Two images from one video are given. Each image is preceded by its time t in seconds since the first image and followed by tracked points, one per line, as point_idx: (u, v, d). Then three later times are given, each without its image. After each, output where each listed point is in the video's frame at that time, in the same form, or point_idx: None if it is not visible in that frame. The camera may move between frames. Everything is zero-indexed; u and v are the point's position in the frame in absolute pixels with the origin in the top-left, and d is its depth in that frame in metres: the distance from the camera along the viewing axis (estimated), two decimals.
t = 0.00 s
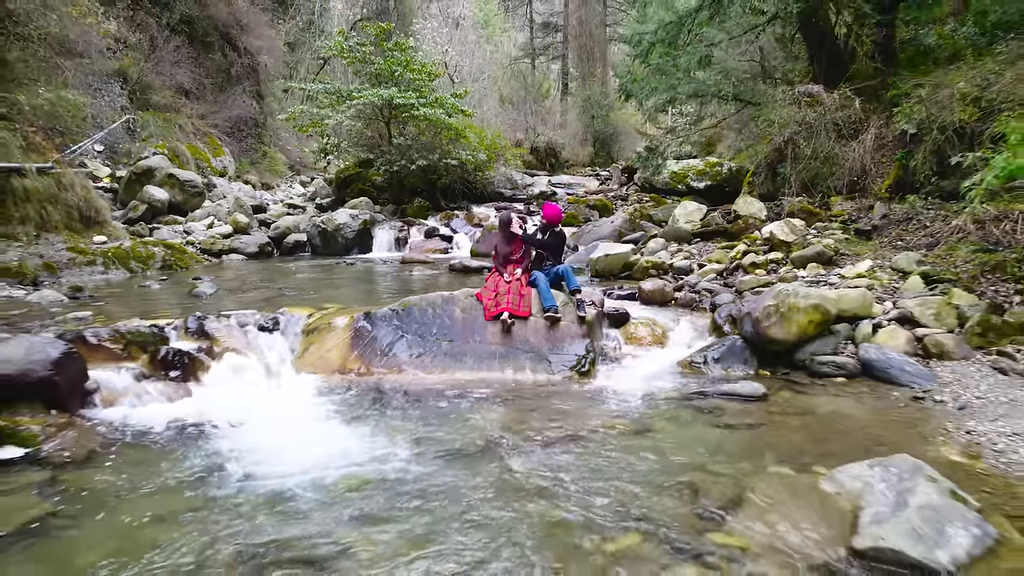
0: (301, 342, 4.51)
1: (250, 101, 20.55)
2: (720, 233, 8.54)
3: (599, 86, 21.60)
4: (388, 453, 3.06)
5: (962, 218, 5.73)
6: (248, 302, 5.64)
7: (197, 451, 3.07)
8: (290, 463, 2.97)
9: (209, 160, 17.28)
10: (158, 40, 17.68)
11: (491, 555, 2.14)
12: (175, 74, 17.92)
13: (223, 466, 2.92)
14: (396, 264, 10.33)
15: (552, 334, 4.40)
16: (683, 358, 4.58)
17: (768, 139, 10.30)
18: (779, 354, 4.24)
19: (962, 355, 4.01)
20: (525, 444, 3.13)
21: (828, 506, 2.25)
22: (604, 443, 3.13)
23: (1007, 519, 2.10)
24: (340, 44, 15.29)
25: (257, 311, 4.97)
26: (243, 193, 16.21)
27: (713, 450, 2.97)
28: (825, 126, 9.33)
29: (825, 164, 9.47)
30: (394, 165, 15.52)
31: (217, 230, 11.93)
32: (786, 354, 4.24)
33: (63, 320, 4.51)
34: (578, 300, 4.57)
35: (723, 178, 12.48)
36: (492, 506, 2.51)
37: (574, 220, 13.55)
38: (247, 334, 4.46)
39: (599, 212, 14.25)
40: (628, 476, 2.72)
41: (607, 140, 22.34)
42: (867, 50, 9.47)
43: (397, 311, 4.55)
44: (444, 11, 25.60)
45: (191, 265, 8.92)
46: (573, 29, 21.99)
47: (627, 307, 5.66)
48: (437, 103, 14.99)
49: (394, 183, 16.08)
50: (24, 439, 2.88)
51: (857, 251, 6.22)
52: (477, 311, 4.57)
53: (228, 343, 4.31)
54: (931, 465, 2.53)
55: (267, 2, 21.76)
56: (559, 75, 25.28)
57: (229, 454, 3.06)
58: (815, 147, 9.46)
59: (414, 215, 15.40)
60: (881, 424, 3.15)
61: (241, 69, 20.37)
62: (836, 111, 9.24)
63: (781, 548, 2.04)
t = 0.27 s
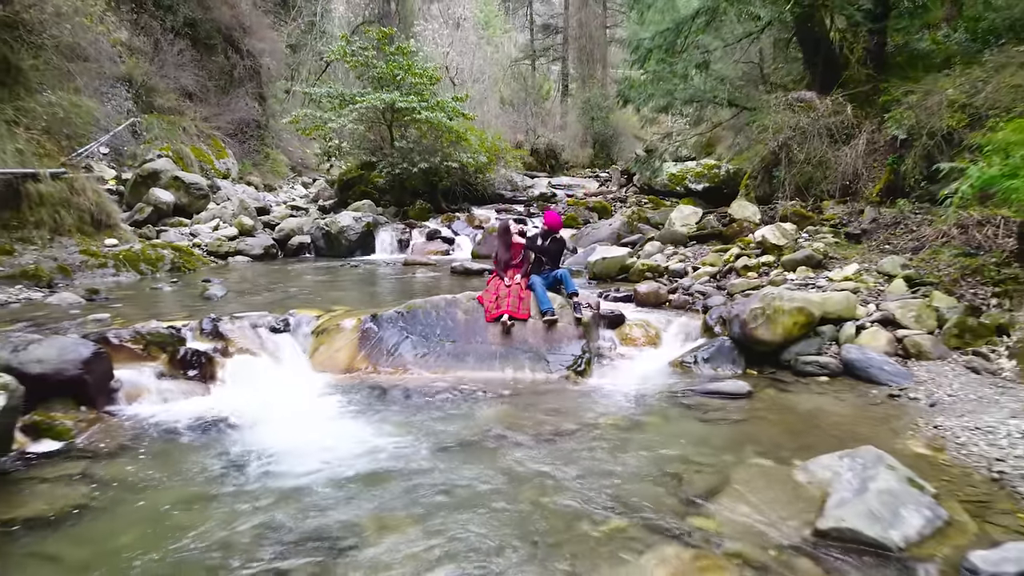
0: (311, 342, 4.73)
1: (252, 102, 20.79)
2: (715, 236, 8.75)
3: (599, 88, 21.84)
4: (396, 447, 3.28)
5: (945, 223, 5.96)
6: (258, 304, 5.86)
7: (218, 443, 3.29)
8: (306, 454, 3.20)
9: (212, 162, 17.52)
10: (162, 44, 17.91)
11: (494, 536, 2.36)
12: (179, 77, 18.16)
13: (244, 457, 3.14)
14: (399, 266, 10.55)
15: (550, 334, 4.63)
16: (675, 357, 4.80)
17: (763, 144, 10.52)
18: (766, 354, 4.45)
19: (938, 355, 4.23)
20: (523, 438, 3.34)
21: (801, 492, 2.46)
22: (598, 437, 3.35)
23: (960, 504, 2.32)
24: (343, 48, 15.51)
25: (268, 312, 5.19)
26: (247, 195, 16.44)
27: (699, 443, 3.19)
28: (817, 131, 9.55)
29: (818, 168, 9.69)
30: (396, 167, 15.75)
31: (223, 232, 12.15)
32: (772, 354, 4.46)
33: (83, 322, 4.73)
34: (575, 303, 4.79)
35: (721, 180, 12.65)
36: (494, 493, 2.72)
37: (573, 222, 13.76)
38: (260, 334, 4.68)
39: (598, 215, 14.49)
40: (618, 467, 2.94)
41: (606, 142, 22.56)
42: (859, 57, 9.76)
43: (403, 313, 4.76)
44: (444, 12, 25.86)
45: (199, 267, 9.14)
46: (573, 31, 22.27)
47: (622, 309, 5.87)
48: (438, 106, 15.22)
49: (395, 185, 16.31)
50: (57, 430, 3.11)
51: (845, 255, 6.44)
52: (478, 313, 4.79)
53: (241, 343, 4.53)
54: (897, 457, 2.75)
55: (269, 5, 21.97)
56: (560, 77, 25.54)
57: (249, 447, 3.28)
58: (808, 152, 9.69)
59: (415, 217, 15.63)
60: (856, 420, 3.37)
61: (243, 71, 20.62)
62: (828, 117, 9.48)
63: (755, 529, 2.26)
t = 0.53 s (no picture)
0: (319, 343, 4.95)
1: (254, 104, 21.05)
2: (711, 240, 8.97)
3: (598, 91, 22.10)
4: (403, 442, 3.48)
5: (930, 229, 6.09)
6: (267, 307, 6.08)
7: (236, 439, 3.51)
8: (318, 449, 3.41)
9: (216, 165, 17.76)
10: (166, 47, 18.14)
11: (495, 521, 2.56)
12: (183, 80, 18.39)
13: (261, 452, 3.36)
14: (401, 268, 10.76)
15: (547, 336, 4.85)
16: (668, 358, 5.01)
17: (759, 148, 10.73)
18: (754, 356, 4.66)
19: (917, 356, 4.44)
20: (523, 434, 3.55)
21: (777, 483, 2.68)
22: (592, 433, 3.56)
23: (923, 494, 2.52)
24: (345, 53, 15.73)
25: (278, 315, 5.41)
26: (251, 198, 16.66)
27: (686, 439, 3.40)
28: (810, 136, 9.77)
29: (811, 172, 9.90)
30: (398, 170, 15.97)
31: (228, 235, 12.37)
32: (760, 355, 4.67)
33: (102, 324, 4.94)
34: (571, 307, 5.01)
35: (718, 182, 12.86)
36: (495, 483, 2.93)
37: (572, 225, 13.97)
38: (271, 336, 4.90)
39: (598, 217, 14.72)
40: (611, 461, 3.14)
41: (606, 144, 22.80)
42: (852, 63, 10.02)
43: (407, 316, 4.98)
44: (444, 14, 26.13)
45: (206, 269, 9.36)
46: (573, 33, 22.63)
47: (619, 311, 6.08)
48: (440, 110, 15.45)
49: (397, 188, 16.55)
50: (86, 427, 3.33)
51: (835, 259, 6.66)
52: (479, 316, 5.01)
53: (253, 345, 4.75)
54: (869, 451, 2.95)
55: (271, 8, 22.21)
56: (561, 79, 25.79)
57: (264, 442, 3.49)
58: (801, 157, 9.91)
59: (417, 219, 15.87)
60: (835, 417, 3.57)
61: (245, 73, 20.88)
62: (821, 123, 9.70)
63: (735, 516, 2.46)
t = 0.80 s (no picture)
0: (327, 345, 5.18)
1: (256, 107, 21.31)
2: (706, 243, 9.19)
3: (598, 93, 22.34)
4: (409, 437, 3.70)
5: (916, 234, 6.28)
6: (275, 310, 6.29)
7: (252, 436, 3.73)
8: (329, 444, 3.63)
9: (219, 167, 17.99)
10: (170, 51, 18.34)
11: (496, 508, 2.78)
12: (187, 84, 18.60)
13: (276, 447, 3.58)
14: (404, 271, 10.98)
15: (545, 339, 5.07)
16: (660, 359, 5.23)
17: (753, 153, 10.95)
18: (743, 357, 4.88)
19: (897, 357, 4.66)
20: (521, 431, 3.77)
21: (756, 475, 2.90)
22: (587, 431, 3.77)
23: (888, 484, 2.75)
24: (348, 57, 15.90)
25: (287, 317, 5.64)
26: (254, 200, 16.88)
27: (675, 435, 3.62)
28: (803, 142, 10.00)
29: (805, 177, 10.12)
30: (400, 173, 16.20)
31: (233, 238, 12.58)
32: (749, 357, 4.89)
33: (119, 327, 5.17)
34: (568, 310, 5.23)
35: (716, 185, 13.18)
36: (495, 476, 3.15)
37: (571, 227, 14.19)
38: (281, 337, 5.12)
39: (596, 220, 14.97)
40: (604, 455, 3.37)
41: (606, 146, 23.01)
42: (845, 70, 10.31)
43: (411, 319, 5.20)
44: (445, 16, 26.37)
45: (213, 272, 9.57)
46: (573, 35, 22.85)
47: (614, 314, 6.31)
48: (441, 114, 15.65)
49: (399, 190, 16.78)
50: (114, 423, 3.56)
51: (824, 263, 6.88)
52: (480, 319, 5.23)
53: (265, 346, 4.97)
54: (843, 446, 3.18)
55: (273, 10, 22.38)
56: (561, 81, 26.03)
57: (278, 438, 3.71)
58: (795, 162, 10.13)
59: (419, 221, 16.10)
60: (816, 415, 3.80)
61: (247, 76, 21.14)
62: (814, 128, 9.92)
63: (716, 504, 2.69)
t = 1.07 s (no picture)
0: (335, 347, 5.40)
1: (259, 109, 21.51)
2: (702, 246, 9.42)
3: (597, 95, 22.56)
4: (413, 434, 3.93)
5: (902, 239, 6.49)
6: (283, 313, 6.52)
7: (266, 433, 3.96)
8: (338, 441, 3.86)
9: (223, 169, 18.22)
10: (174, 54, 18.54)
11: (495, 498, 3.01)
12: (190, 87, 18.80)
13: (288, 443, 3.81)
14: (406, 273, 11.20)
15: (543, 341, 5.31)
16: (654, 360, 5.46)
17: (748, 158, 11.18)
18: (732, 358, 5.11)
19: (879, 359, 4.89)
20: (520, 428, 4.00)
21: (736, 469, 3.12)
22: (581, 428, 4.00)
23: (858, 476, 2.98)
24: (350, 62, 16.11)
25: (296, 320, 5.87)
26: (258, 203, 17.10)
27: (664, 432, 3.84)
28: (796, 147, 10.22)
29: (798, 181, 10.34)
30: (402, 176, 16.43)
31: (238, 240, 12.80)
32: (737, 358, 5.12)
33: (136, 329, 5.39)
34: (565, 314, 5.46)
35: (714, 188, 13.48)
36: (495, 470, 3.37)
37: (570, 229, 14.40)
38: (290, 339, 5.34)
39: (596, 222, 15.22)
40: (597, 451, 3.59)
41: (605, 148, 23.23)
42: (838, 78, 10.58)
43: (415, 322, 5.42)
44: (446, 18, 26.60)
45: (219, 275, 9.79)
46: (573, 37, 23.06)
47: (611, 317, 6.54)
48: (442, 118, 15.88)
49: (400, 193, 16.99)
50: (137, 419, 3.78)
51: (813, 267, 7.11)
52: (481, 322, 5.46)
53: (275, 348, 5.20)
54: (820, 442, 3.41)
55: (276, 13, 22.61)
56: (561, 83, 26.26)
57: (290, 435, 3.94)
58: (788, 167, 10.36)
59: (420, 224, 16.33)
60: (798, 413, 4.03)
61: (250, 78, 21.34)
62: (807, 134, 10.14)
63: (698, 494, 2.91)
